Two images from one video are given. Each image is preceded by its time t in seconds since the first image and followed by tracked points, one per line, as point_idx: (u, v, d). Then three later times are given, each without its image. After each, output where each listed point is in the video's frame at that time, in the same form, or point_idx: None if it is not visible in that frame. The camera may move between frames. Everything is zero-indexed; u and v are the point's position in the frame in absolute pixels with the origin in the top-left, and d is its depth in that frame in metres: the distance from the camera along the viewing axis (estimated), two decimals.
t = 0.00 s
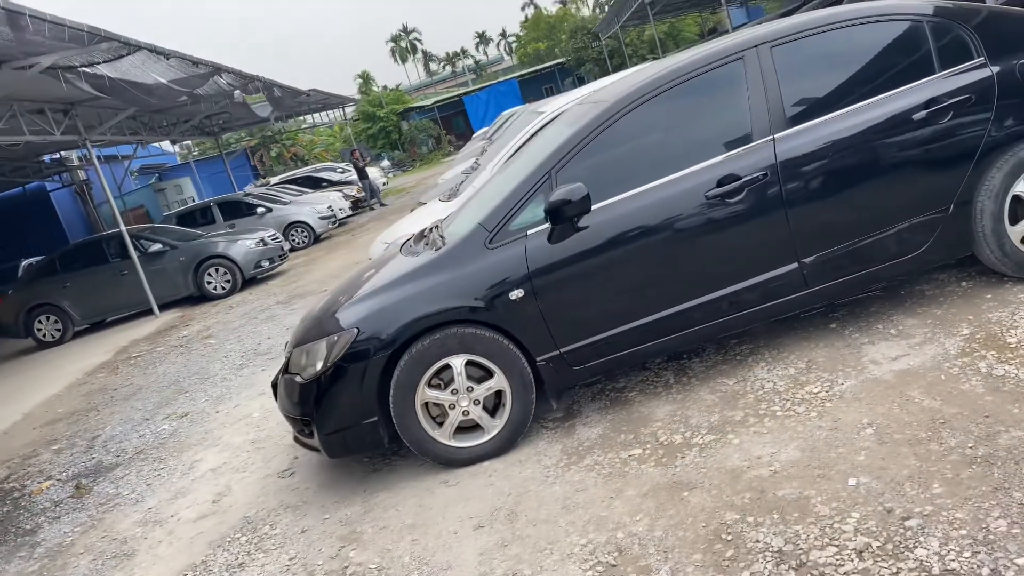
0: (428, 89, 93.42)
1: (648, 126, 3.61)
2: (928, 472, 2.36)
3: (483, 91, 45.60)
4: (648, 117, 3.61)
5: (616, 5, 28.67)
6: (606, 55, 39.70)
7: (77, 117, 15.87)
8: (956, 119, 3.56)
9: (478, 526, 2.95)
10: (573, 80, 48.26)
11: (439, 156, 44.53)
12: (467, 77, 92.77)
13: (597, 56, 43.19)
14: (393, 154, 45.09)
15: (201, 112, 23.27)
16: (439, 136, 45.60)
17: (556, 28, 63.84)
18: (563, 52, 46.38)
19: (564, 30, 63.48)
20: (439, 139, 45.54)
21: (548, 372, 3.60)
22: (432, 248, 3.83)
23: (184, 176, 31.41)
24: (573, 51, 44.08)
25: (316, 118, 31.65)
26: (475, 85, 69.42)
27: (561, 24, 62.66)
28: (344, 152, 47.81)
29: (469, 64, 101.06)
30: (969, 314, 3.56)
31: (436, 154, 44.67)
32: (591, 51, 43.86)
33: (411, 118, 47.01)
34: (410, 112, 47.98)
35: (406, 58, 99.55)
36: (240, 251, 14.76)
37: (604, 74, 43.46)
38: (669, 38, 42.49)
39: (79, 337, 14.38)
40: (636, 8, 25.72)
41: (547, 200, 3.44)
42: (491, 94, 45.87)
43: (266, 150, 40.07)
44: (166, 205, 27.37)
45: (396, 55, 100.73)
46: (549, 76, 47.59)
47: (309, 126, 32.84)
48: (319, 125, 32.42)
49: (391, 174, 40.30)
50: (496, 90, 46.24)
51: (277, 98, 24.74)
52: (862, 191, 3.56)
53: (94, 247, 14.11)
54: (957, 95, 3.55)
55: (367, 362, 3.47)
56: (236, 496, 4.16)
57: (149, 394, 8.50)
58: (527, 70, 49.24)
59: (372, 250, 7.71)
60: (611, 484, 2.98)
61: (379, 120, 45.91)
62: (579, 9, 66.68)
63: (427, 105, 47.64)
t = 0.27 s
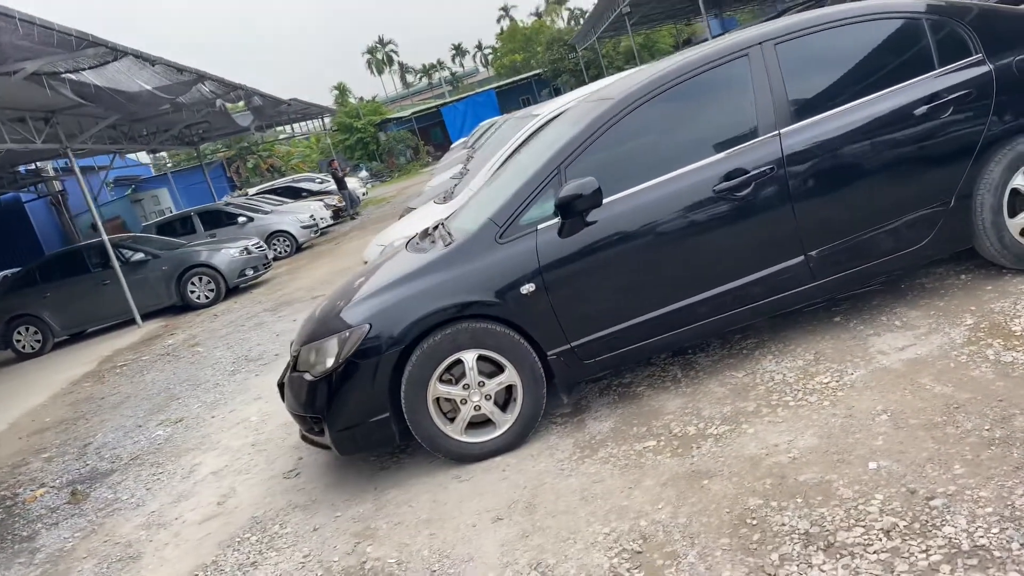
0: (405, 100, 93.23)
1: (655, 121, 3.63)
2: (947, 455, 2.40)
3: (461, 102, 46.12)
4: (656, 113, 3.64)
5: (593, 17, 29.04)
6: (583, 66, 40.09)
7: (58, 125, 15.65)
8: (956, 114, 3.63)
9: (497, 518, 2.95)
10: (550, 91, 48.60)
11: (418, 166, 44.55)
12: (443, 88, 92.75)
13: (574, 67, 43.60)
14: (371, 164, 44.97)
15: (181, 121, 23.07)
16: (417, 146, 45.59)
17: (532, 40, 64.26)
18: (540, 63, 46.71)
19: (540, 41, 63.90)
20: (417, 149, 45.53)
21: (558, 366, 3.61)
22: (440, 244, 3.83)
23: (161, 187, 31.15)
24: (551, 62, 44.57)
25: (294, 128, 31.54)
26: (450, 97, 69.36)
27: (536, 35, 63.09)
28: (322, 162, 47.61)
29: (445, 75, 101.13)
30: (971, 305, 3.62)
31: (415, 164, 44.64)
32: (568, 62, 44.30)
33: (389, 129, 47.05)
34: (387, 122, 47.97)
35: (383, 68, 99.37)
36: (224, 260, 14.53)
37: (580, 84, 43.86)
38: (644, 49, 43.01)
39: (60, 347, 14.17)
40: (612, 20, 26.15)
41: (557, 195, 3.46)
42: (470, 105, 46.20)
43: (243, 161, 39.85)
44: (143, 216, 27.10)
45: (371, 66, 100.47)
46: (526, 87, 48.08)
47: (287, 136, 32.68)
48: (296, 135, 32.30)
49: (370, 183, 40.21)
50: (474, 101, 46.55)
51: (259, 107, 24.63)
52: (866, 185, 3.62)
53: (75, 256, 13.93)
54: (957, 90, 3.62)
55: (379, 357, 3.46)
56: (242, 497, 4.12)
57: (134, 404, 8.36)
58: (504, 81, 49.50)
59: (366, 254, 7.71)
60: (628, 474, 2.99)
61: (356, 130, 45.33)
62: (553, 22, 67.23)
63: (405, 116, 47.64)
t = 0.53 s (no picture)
0: (381, 111, 93.04)
1: (668, 125, 3.66)
2: (973, 451, 2.43)
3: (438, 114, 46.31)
4: (668, 117, 3.66)
5: (569, 30, 29.34)
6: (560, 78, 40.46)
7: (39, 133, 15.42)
8: (962, 119, 3.70)
9: (520, 521, 2.93)
10: (527, 102, 48.90)
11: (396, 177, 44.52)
12: (420, 100, 92.83)
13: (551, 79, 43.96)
14: (348, 175, 44.75)
15: (162, 130, 22.85)
16: (395, 157, 45.54)
17: (508, 53, 64.63)
18: (518, 75, 47.00)
19: (516, 54, 64.31)
20: (394, 160, 45.43)
21: (573, 370, 3.60)
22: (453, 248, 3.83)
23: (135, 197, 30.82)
24: (527, 74, 45.03)
25: (272, 139, 31.37)
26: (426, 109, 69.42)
27: (513, 48, 63.52)
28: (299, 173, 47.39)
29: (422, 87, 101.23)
30: (979, 307, 3.68)
31: (391, 175, 44.47)
32: (545, 74, 44.77)
33: (366, 140, 47.07)
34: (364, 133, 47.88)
35: (358, 80, 99.14)
36: (206, 270, 14.52)
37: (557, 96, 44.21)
38: (620, 62, 43.49)
39: (37, 359, 13.77)
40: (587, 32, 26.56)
41: (573, 198, 3.47)
42: (447, 117, 46.24)
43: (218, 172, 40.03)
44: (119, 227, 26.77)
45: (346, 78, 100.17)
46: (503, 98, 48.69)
47: (263, 147, 32.47)
48: (272, 146, 32.12)
49: (348, 194, 40.06)
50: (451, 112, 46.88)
51: (240, 117, 24.51)
52: (875, 188, 3.67)
53: (55, 266, 13.69)
54: (962, 96, 3.70)
55: (395, 361, 3.44)
56: (249, 506, 4.06)
57: (119, 416, 8.21)
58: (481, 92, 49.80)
59: (362, 262, 7.69)
60: (650, 476, 2.99)
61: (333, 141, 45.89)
62: (529, 35, 67.72)
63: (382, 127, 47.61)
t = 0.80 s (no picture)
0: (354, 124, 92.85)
1: (677, 126, 3.70)
2: (989, 443, 2.48)
3: (416, 123, 46.52)
4: (677, 119, 3.70)
5: (547, 40, 29.62)
6: (538, 88, 40.79)
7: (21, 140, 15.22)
8: (962, 121, 3.78)
9: (539, 518, 2.94)
10: (506, 112, 49.16)
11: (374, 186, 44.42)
12: (397, 110, 92.83)
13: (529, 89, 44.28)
14: (325, 185, 44.50)
15: (143, 137, 22.64)
16: (372, 167, 45.38)
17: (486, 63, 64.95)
18: (498, 85, 47.27)
19: (494, 65, 64.66)
20: (372, 170, 45.25)
21: (584, 368, 3.62)
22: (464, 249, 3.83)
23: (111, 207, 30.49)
24: (506, 85, 45.41)
25: (252, 148, 31.21)
26: (403, 120, 69.45)
27: (490, 59, 63.85)
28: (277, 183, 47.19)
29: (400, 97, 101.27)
30: (979, 306, 3.75)
31: (369, 184, 44.21)
32: (522, 85, 45.19)
33: (344, 150, 47.07)
34: (342, 143, 47.77)
35: (335, 90, 99.19)
36: (189, 278, 14.43)
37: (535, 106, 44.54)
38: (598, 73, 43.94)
39: (17, 368, 13.59)
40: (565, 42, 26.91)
41: (584, 198, 3.49)
42: (425, 127, 46.42)
43: (194, 181, 40.50)
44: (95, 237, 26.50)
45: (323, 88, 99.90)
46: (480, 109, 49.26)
47: (241, 156, 32.28)
48: (250, 155, 31.93)
49: (327, 204, 39.91)
50: (430, 122, 47.05)
51: (223, 125, 24.39)
52: (879, 189, 3.74)
53: (35, 274, 13.49)
54: (962, 100, 3.78)
55: (408, 361, 3.44)
56: (256, 508, 4.04)
57: (106, 424, 8.10)
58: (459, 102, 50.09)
59: (358, 267, 7.67)
60: (667, 472, 3.01)
61: (310, 149, 46.11)
62: (506, 46, 68.15)
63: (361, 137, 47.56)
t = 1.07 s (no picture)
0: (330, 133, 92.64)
1: (684, 122, 3.75)
2: (999, 424, 2.55)
3: (394, 132, 47.15)
4: (684, 114, 3.76)
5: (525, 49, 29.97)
6: (517, 96, 41.18)
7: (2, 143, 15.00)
8: (959, 117, 3.87)
9: (556, 505, 2.96)
10: (484, 121, 49.47)
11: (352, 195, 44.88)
12: (374, 118, 92.78)
13: (506, 98, 44.67)
14: (302, 194, 44.20)
15: (123, 143, 22.40)
16: (349, 175, 45.57)
17: (463, 72, 65.30)
18: (477, 94, 47.57)
19: (471, 75, 65.08)
20: (349, 178, 45.50)
21: (594, 360, 3.65)
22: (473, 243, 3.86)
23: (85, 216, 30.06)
24: (483, 94, 45.71)
25: (232, 155, 31.06)
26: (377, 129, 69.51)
27: (467, 69, 64.25)
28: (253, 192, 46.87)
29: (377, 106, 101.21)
30: (977, 298, 3.84)
31: (347, 193, 44.51)
32: (500, 95, 45.51)
33: (320, 158, 46.86)
34: (320, 151, 47.66)
35: (312, 99, 98.96)
36: (172, 283, 14.27)
37: (513, 115, 44.93)
38: (575, 82, 44.46)
39: None
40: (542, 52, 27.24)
41: (594, 191, 3.53)
42: (402, 136, 47.19)
43: (169, 191, 40.15)
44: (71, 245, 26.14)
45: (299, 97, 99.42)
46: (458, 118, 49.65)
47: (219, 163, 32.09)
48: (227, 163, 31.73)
49: (304, 213, 39.81)
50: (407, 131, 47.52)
51: (204, 131, 24.22)
52: (880, 184, 3.83)
53: (15, 280, 13.26)
54: (959, 97, 3.87)
55: (420, 353, 3.46)
56: (262, 504, 4.02)
57: (93, 428, 7.99)
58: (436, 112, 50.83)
59: (353, 267, 7.60)
60: (680, 459, 3.06)
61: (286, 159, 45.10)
62: (483, 56, 68.61)
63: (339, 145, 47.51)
